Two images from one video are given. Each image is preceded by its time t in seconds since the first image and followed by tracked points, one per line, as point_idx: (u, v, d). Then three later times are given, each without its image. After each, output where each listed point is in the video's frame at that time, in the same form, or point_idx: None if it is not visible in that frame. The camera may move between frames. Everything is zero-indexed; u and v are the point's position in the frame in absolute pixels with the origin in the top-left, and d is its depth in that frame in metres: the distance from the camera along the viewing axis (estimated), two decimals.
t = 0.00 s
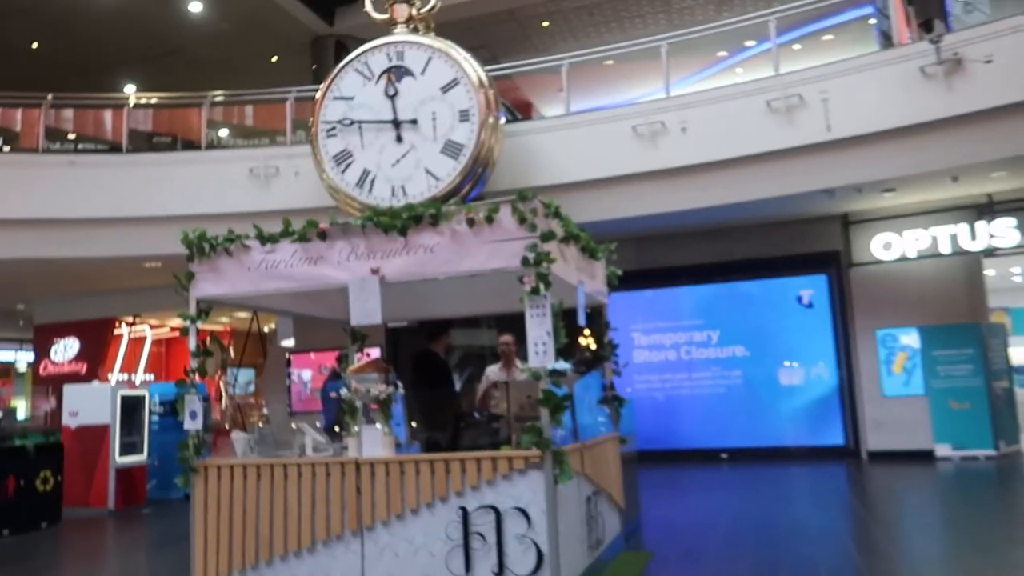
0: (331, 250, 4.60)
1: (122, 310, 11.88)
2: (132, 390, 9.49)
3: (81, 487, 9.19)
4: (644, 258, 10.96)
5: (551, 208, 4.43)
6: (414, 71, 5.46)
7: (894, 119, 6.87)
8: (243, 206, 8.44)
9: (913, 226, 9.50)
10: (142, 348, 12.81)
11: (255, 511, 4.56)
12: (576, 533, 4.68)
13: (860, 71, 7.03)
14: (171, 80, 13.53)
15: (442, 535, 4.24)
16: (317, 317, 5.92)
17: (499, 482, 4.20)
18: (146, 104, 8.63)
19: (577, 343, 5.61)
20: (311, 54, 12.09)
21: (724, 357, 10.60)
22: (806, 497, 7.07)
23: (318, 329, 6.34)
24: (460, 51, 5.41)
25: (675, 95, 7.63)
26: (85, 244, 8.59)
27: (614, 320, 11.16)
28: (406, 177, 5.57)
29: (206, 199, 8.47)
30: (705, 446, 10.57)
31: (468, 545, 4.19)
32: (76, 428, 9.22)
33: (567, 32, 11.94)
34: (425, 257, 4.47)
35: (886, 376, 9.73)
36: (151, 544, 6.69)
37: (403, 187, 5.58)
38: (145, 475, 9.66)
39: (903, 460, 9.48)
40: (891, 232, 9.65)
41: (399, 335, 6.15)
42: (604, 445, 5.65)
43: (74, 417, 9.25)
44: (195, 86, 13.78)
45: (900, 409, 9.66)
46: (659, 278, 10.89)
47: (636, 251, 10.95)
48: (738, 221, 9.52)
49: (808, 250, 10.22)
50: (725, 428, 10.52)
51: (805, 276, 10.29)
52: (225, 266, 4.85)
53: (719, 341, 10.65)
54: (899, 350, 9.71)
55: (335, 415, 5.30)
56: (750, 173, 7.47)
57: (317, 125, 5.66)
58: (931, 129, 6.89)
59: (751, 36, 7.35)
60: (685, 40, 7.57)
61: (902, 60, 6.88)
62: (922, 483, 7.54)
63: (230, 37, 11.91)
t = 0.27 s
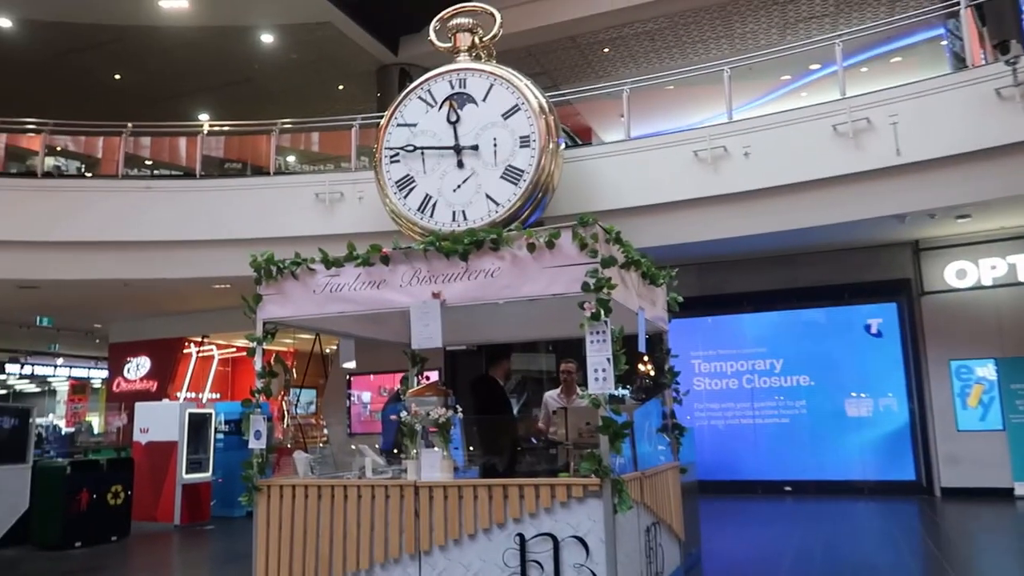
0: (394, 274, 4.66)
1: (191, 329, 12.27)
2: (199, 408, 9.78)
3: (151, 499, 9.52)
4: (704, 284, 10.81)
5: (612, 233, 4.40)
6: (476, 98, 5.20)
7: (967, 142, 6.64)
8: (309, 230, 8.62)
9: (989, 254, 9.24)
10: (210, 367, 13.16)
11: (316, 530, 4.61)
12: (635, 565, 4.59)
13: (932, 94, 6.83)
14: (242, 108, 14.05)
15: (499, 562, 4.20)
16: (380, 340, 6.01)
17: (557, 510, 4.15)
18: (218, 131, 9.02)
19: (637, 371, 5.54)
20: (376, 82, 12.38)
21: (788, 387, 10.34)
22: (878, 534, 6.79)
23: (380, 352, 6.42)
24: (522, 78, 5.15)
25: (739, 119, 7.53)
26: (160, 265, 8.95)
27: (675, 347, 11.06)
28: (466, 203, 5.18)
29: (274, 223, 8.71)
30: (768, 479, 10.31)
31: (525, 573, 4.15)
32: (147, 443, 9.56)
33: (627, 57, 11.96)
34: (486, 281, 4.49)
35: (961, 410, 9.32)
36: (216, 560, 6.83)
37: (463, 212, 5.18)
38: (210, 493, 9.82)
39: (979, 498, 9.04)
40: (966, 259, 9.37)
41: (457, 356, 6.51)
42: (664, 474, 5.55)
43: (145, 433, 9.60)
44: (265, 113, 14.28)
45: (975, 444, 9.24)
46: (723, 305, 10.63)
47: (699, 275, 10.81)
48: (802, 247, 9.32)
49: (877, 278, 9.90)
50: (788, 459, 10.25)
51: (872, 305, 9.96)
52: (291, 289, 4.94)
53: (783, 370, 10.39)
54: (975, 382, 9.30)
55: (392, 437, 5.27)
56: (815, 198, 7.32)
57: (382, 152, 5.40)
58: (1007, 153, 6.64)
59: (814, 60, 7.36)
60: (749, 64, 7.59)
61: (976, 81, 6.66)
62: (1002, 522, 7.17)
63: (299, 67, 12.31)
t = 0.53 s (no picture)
0: (432, 291, 4.68)
1: (231, 347, 12.46)
2: (241, 424, 9.90)
3: (194, 513, 9.60)
4: (745, 301, 10.70)
5: (651, 250, 4.35)
6: (513, 117, 5.12)
7: (1015, 156, 6.50)
8: (348, 248, 8.73)
9: None
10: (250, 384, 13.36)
11: (356, 547, 4.60)
12: None
13: (977, 107, 6.73)
14: (282, 129, 14.34)
15: None
16: (419, 357, 6.04)
17: (597, 530, 4.07)
18: (260, 152, 9.25)
19: (677, 389, 5.51)
20: (413, 103, 12.56)
21: (831, 407, 10.14)
22: (928, 558, 6.59)
23: (418, 369, 6.44)
24: (559, 97, 5.09)
25: (777, 135, 7.49)
26: (204, 284, 9.13)
27: (714, 365, 10.93)
28: (503, 221, 5.04)
29: (314, 242, 8.83)
30: (812, 501, 10.11)
31: None
32: (190, 459, 9.71)
33: (663, 74, 11.98)
34: (524, 299, 4.47)
35: (1013, 431, 9.08)
36: None
37: (500, 230, 5.04)
38: (251, 508, 9.95)
39: None
40: (1015, 276, 9.19)
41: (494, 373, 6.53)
42: (706, 493, 5.47)
43: (188, 448, 9.74)
44: (303, 135, 14.55)
45: None
46: (762, 323, 10.58)
47: (738, 293, 10.77)
48: (844, 264, 9.18)
49: (923, 295, 9.70)
50: (832, 481, 10.03)
51: (919, 322, 9.75)
52: (331, 307, 4.97)
53: (826, 389, 10.19)
54: None
55: (431, 454, 5.28)
56: (858, 215, 7.22)
57: (419, 171, 5.31)
58: None
59: (853, 74, 7.31)
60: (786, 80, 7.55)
61: None
62: None
63: (338, 88, 12.54)
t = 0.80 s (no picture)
0: (472, 296, 4.68)
1: (273, 352, 12.67)
2: (284, 427, 10.05)
3: (239, 516, 9.75)
4: (790, 305, 10.57)
5: (692, 254, 4.29)
6: (551, 122, 5.09)
7: None
8: (389, 254, 8.81)
9: None
10: (293, 389, 13.57)
11: (397, 551, 4.62)
12: None
13: None
14: (324, 138, 14.59)
15: None
16: (459, 362, 6.07)
17: (639, 536, 4.03)
18: (302, 159, 9.36)
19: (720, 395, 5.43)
20: (452, 109, 12.65)
21: (879, 414, 9.90)
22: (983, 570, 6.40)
23: (457, 374, 6.46)
24: (597, 101, 5.05)
25: (821, 136, 7.37)
26: (248, 289, 9.31)
27: (757, 371, 10.77)
28: (542, 226, 5.02)
29: (356, 248, 8.93)
30: (860, 509, 9.92)
31: None
32: (235, 462, 9.78)
33: (703, 77, 11.91)
34: (564, 304, 4.45)
35: None
36: None
37: (539, 235, 5.02)
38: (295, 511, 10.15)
39: None
40: None
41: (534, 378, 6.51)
42: (750, 502, 5.36)
43: (233, 452, 9.85)
44: (344, 142, 14.76)
45: None
46: (806, 327, 10.44)
47: (782, 296, 10.63)
48: (890, 267, 8.99)
49: (972, 299, 9.50)
50: (880, 490, 9.81)
51: (972, 326, 9.51)
52: (372, 312, 5.01)
53: (874, 396, 9.95)
54: None
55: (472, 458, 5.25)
56: (906, 217, 7.06)
57: (458, 177, 5.32)
58: None
59: (902, 73, 7.14)
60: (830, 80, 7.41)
61: None
62: None
63: (378, 96, 12.71)
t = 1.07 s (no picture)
0: (510, 301, 4.68)
1: (312, 355, 12.83)
2: (323, 430, 10.18)
3: (278, 519, 9.89)
4: (831, 308, 10.18)
5: (732, 258, 4.24)
6: (588, 126, 5.05)
7: None
8: (428, 259, 8.86)
9: None
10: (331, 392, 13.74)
11: (435, 554, 4.63)
12: None
13: None
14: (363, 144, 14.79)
15: None
16: (496, 366, 6.08)
17: (678, 543, 3.96)
18: (340, 166, 9.51)
19: (760, 401, 5.35)
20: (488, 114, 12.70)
21: (925, 421, 9.72)
22: None
23: (495, 378, 6.47)
24: (634, 104, 4.99)
25: (863, 138, 7.26)
26: (289, 294, 9.48)
27: (799, 377, 10.59)
28: (579, 230, 4.97)
29: (394, 252, 9.01)
30: (905, 519, 9.73)
31: None
32: (275, 463, 9.99)
33: (742, 79, 11.79)
34: (602, 308, 4.42)
35: None
36: None
37: (576, 240, 4.97)
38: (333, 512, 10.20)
39: None
40: None
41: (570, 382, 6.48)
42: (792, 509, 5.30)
43: (273, 454, 10.02)
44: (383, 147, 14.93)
45: None
46: (850, 333, 10.10)
47: (822, 300, 10.23)
48: (935, 271, 8.77)
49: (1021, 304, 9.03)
50: (926, 499, 9.64)
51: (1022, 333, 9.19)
52: (410, 316, 5.03)
53: (919, 403, 9.77)
54: None
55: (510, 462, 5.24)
56: (951, 219, 6.90)
57: (495, 182, 5.31)
58: None
59: (947, 73, 6.99)
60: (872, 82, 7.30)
61: None
62: None
63: (416, 102, 12.82)
